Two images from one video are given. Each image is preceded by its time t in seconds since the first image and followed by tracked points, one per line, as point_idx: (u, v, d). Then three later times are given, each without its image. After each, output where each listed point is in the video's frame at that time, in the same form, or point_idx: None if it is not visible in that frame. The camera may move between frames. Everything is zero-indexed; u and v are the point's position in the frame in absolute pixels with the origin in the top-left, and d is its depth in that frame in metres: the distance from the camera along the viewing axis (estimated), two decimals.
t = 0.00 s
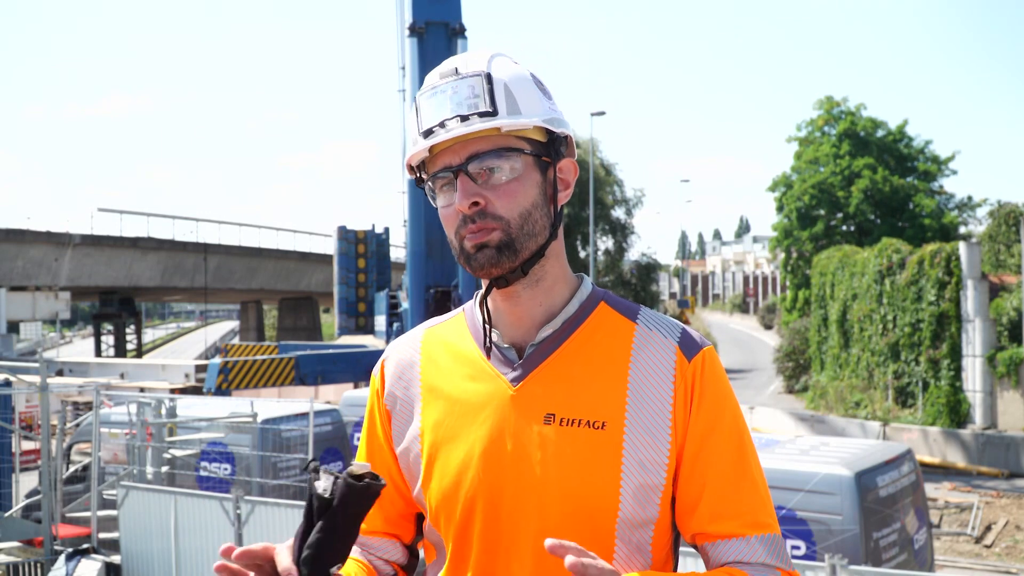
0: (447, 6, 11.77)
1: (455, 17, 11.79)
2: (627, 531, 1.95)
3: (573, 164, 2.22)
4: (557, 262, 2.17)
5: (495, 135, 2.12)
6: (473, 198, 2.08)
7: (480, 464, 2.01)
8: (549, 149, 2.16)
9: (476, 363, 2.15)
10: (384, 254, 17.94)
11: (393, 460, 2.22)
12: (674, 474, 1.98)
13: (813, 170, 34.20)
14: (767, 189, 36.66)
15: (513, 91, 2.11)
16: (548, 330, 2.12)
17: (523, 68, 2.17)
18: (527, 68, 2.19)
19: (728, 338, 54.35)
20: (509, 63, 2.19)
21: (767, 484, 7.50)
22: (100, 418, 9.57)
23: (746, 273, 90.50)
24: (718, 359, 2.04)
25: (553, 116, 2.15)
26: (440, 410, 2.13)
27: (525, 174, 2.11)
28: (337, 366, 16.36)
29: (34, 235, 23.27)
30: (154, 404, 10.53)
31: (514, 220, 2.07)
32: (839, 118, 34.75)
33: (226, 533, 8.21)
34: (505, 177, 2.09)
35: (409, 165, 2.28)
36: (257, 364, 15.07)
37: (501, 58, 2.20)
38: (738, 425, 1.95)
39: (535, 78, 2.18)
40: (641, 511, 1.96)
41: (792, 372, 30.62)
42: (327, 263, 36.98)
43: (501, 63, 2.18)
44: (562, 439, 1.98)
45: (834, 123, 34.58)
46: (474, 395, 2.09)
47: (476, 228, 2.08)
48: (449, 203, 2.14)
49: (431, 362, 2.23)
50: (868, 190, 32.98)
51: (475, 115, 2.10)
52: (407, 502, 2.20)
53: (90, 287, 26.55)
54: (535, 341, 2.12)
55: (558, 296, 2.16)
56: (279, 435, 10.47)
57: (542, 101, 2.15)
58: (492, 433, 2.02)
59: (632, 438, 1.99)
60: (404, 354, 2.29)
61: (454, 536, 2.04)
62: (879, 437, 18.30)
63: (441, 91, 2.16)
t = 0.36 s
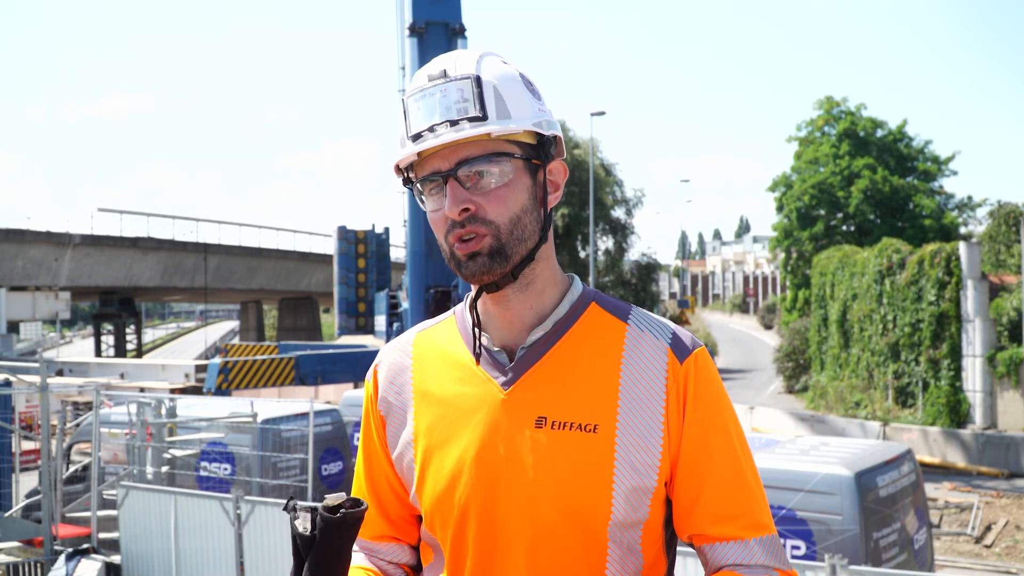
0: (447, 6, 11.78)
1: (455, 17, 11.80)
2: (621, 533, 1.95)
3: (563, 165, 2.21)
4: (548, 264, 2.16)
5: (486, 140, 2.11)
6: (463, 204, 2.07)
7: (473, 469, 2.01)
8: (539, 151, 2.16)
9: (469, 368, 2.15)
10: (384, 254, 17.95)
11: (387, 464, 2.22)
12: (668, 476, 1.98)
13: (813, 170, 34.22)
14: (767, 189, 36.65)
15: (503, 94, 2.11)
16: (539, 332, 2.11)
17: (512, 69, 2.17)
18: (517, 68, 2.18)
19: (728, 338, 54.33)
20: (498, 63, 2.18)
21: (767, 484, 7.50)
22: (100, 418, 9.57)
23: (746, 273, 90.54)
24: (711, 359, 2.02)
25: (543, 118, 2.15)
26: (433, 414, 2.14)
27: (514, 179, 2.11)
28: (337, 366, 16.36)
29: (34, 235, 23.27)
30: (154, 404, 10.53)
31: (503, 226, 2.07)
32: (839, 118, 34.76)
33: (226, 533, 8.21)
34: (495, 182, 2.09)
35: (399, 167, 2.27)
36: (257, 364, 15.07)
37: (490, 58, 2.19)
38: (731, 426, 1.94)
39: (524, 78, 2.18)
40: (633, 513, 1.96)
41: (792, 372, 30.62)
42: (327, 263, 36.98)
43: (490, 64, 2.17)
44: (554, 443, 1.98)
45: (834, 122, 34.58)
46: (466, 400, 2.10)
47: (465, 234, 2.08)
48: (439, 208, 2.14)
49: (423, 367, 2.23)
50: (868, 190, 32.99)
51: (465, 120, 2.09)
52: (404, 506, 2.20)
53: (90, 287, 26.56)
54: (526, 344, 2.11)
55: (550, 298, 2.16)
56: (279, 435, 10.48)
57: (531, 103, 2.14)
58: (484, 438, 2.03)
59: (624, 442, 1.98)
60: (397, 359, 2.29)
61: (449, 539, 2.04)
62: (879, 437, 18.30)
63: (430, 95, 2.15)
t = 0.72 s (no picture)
0: (447, 6, 11.79)
1: (455, 17, 11.81)
2: (626, 535, 1.95)
3: (575, 169, 2.22)
4: (557, 267, 2.16)
5: (498, 143, 2.11)
6: (474, 207, 2.08)
7: (479, 468, 2.01)
8: (551, 153, 2.17)
9: (473, 366, 2.15)
10: (384, 254, 17.95)
11: (389, 463, 2.21)
12: (673, 478, 1.98)
13: (813, 170, 34.22)
14: (767, 189, 36.65)
15: (517, 97, 2.11)
16: (545, 333, 2.11)
17: (526, 69, 2.17)
18: (531, 68, 2.19)
19: (728, 338, 54.33)
20: (513, 64, 2.18)
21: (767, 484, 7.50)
22: (100, 418, 9.57)
23: (746, 272, 90.56)
24: (718, 362, 2.03)
25: (557, 121, 2.16)
26: (437, 412, 2.14)
27: (527, 182, 2.11)
28: (337, 366, 16.36)
29: (34, 235, 23.26)
30: (154, 404, 10.53)
31: (515, 229, 2.07)
32: (839, 118, 34.75)
33: (226, 533, 8.21)
34: (507, 185, 2.09)
35: (409, 165, 2.26)
36: (257, 364, 15.07)
37: (504, 58, 2.19)
38: (737, 429, 1.94)
39: (538, 79, 2.19)
40: (638, 515, 1.96)
41: (792, 372, 30.62)
42: (327, 263, 36.97)
43: (505, 64, 2.17)
44: (561, 443, 1.98)
45: (834, 122, 34.57)
46: (470, 399, 2.09)
47: (476, 236, 2.08)
48: (449, 208, 2.14)
49: (428, 365, 2.22)
50: (868, 190, 32.98)
51: (479, 122, 2.10)
52: (406, 505, 2.20)
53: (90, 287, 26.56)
54: (533, 344, 2.11)
55: (557, 299, 2.16)
56: (279, 435, 10.47)
57: (545, 105, 2.15)
58: (490, 437, 2.03)
59: (630, 443, 1.98)
60: (400, 356, 2.28)
61: (452, 539, 2.04)
62: (879, 437, 18.30)
63: (444, 95, 2.14)
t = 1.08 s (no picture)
0: (447, 6, 11.82)
1: (455, 17, 11.83)
2: (633, 534, 1.95)
3: (598, 171, 2.21)
4: (575, 267, 2.16)
5: (522, 140, 2.11)
6: (495, 203, 2.07)
7: (490, 461, 2.00)
8: (575, 154, 2.17)
9: (486, 359, 2.15)
10: (384, 254, 17.95)
11: (394, 452, 2.20)
12: (683, 480, 1.99)
13: (813, 170, 34.23)
14: (767, 189, 36.65)
15: (544, 95, 2.10)
16: (561, 329, 2.11)
17: (554, 69, 2.17)
18: (560, 68, 2.18)
19: (728, 338, 54.31)
20: (542, 63, 2.18)
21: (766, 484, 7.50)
22: (100, 418, 9.56)
23: (745, 272, 90.55)
24: (732, 366, 2.03)
25: (582, 122, 2.15)
26: (446, 405, 2.13)
27: (549, 181, 2.10)
28: (337, 366, 16.37)
29: (34, 235, 23.26)
30: (154, 404, 10.53)
31: (533, 228, 2.07)
32: (840, 118, 34.75)
33: (226, 533, 8.21)
34: (530, 182, 2.08)
35: (434, 159, 2.26)
36: (257, 364, 15.07)
37: (534, 58, 2.18)
38: (750, 434, 1.94)
39: (566, 80, 2.18)
40: (646, 515, 1.96)
41: (792, 372, 30.64)
42: (327, 263, 36.96)
43: (534, 63, 2.16)
44: (572, 440, 1.98)
45: (834, 123, 34.58)
46: (483, 391, 2.09)
47: (495, 232, 2.08)
48: (470, 204, 2.13)
49: (440, 356, 2.22)
50: (868, 190, 32.98)
51: (504, 118, 2.09)
52: (409, 494, 2.20)
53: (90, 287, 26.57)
54: (548, 340, 2.11)
55: (573, 297, 2.16)
56: (279, 435, 10.47)
57: (572, 106, 2.14)
58: (501, 431, 2.03)
59: (641, 441, 1.98)
60: (410, 344, 2.29)
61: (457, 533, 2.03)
62: (879, 437, 18.32)
63: (471, 90, 2.13)
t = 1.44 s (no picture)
0: (447, 6, 11.82)
1: (455, 17, 11.84)
2: (642, 535, 1.94)
3: (609, 171, 2.21)
4: (585, 268, 2.16)
5: (530, 145, 2.10)
6: (503, 210, 2.07)
7: (496, 456, 2.01)
8: (585, 155, 2.15)
9: (497, 357, 2.14)
10: (384, 254, 17.95)
11: (401, 445, 2.20)
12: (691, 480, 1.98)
13: (813, 170, 34.22)
14: (767, 189, 36.63)
15: (550, 99, 2.10)
16: (573, 329, 2.11)
17: (562, 69, 2.16)
18: (568, 68, 2.17)
19: (728, 338, 54.30)
20: (550, 64, 2.16)
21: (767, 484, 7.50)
22: (100, 418, 9.57)
23: (745, 272, 90.55)
24: (742, 368, 2.03)
25: (592, 123, 2.14)
26: (455, 400, 2.13)
27: (557, 185, 2.10)
28: (337, 366, 16.37)
29: (34, 235, 23.25)
30: (154, 404, 10.54)
31: (542, 233, 2.06)
32: (840, 118, 34.73)
33: (226, 533, 8.21)
34: (539, 187, 2.08)
35: (444, 164, 2.27)
36: (257, 364, 15.07)
37: (541, 60, 2.17)
38: (755, 434, 1.95)
39: (574, 80, 2.17)
40: (656, 516, 1.96)
41: (792, 372, 30.63)
42: (327, 263, 36.96)
43: (542, 65, 2.15)
44: (581, 438, 1.98)
45: (834, 122, 34.56)
46: (491, 389, 2.09)
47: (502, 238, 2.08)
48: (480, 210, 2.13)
49: (451, 351, 2.22)
50: (868, 190, 32.96)
51: (511, 125, 2.08)
52: (413, 490, 2.19)
53: (90, 287, 26.56)
54: (560, 340, 2.11)
55: (585, 298, 2.15)
56: (279, 435, 10.48)
57: (580, 107, 2.14)
58: (509, 427, 2.03)
59: (651, 442, 1.98)
60: (422, 339, 2.29)
61: (461, 527, 2.03)
62: (879, 437, 18.32)
63: (478, 96, 2.13)
